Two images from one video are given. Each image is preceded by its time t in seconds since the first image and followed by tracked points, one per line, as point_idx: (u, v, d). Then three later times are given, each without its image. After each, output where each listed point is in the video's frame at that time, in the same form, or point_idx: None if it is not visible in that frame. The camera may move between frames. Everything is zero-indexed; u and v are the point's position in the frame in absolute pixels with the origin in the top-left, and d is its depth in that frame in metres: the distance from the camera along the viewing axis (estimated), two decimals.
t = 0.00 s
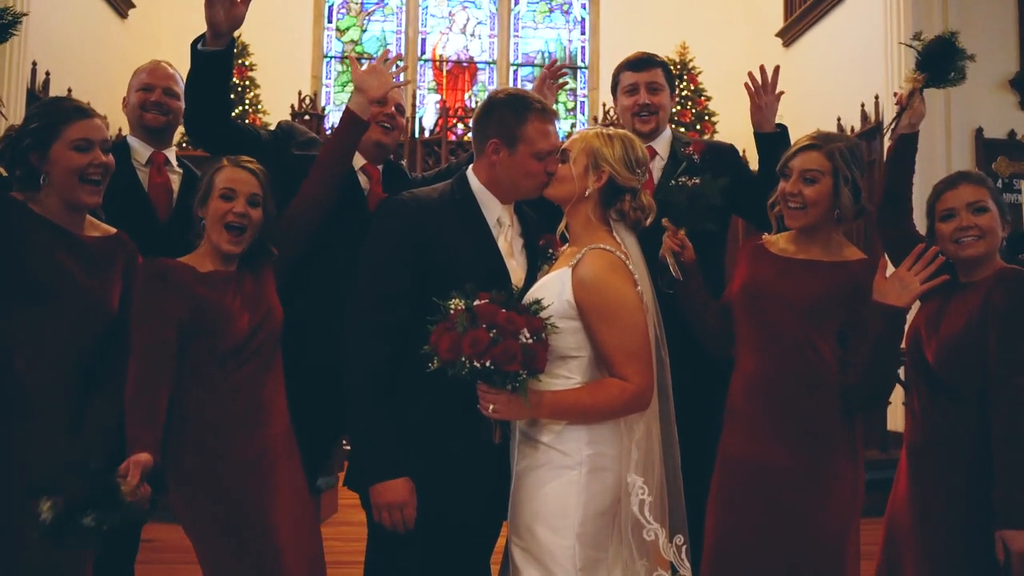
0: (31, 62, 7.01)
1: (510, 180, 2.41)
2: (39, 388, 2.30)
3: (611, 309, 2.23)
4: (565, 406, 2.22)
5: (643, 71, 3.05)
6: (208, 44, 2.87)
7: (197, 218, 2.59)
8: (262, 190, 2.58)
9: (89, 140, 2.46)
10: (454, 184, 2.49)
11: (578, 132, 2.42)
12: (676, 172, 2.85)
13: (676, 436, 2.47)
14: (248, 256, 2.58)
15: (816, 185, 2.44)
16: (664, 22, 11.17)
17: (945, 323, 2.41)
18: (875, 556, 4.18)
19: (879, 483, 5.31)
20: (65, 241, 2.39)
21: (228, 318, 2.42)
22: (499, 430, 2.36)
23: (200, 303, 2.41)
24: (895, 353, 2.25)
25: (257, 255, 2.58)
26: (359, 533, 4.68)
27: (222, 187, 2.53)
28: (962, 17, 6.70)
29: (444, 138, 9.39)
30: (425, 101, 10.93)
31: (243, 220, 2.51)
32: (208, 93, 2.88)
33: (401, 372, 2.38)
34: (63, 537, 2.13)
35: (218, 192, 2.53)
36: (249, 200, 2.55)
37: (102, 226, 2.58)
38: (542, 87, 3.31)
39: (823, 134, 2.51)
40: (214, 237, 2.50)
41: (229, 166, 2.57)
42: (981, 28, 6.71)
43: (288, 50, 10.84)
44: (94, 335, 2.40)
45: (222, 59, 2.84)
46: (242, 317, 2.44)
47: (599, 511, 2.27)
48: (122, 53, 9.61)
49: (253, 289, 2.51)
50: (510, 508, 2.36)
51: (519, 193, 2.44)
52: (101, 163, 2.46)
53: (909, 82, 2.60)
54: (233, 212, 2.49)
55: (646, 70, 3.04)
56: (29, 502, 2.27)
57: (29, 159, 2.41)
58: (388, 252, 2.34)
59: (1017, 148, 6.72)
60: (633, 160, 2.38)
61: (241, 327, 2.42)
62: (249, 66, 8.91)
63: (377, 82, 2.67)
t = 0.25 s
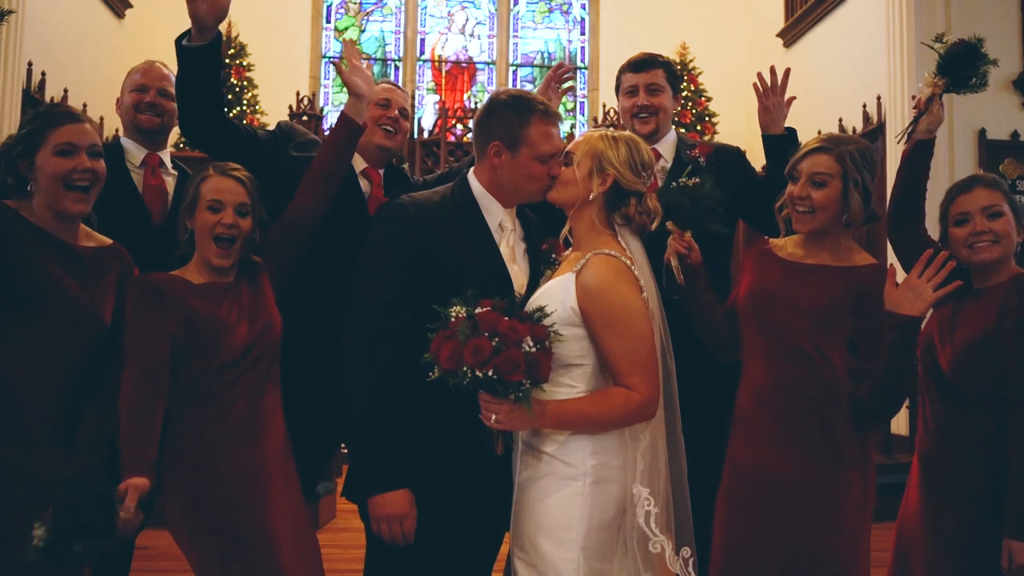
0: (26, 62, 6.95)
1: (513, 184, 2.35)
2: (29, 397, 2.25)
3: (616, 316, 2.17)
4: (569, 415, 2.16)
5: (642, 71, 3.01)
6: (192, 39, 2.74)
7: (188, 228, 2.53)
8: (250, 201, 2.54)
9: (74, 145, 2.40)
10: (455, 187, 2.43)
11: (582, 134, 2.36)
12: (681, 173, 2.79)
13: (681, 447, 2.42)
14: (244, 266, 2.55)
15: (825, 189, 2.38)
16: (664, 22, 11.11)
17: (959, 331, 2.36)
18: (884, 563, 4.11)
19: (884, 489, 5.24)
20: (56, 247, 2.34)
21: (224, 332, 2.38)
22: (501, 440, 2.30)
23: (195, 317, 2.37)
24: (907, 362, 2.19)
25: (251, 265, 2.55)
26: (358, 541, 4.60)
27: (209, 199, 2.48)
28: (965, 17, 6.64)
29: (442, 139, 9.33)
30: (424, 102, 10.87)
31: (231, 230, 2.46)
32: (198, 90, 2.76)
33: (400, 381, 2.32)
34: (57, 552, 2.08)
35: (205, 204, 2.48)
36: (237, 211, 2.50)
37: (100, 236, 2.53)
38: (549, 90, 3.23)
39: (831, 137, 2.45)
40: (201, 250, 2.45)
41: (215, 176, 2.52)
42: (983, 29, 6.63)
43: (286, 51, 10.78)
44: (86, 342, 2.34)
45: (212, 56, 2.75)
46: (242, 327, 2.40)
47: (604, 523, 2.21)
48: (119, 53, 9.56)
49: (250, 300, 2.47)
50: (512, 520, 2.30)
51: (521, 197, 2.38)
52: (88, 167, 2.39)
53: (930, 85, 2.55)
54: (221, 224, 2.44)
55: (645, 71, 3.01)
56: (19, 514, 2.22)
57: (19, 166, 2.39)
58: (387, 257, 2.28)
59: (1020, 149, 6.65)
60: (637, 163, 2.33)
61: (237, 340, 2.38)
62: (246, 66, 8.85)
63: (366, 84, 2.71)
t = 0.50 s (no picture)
0: (23, 61, 6.88)
1: (515, 187, 2.30)
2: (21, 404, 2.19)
3: (621, 322, 2.11)
4: (573, 424, 2.11)
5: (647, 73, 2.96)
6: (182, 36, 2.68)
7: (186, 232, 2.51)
8: (255, 206, 2.53)
9: (63, 149, 2.34)
10: (456, 190, 2.38)
11: (585, 136, 2.31)
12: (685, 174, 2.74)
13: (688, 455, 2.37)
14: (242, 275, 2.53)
15: (834, 192, 2.33)
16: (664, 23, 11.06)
17: (972, 338, 2.32)
18: (892, 568, 4.06)
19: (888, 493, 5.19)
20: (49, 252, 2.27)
21: (222, 343, 2.35)
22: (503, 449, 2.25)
23: (193, 328, 2.34)
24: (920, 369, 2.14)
25: (248, 276, 2.53)
26: (356, 546, 4.54)
27: (214, 203, 2.47)
28: (967, 18, 6.60)
29: (441, 140, 9.27)
30: (423, 103, 10.82)
31: (236, 235, 2.46)
32: (192, 91, 2.70)
33: (400, 388, 2.27)
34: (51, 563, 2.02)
35: (210, 208, 2.47)
36: (242, 215, 2.49)
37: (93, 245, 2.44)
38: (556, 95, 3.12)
39: (841, 139, 2.40)
40: (204, 254, 2.44)
41: (222, 180, 2.51)
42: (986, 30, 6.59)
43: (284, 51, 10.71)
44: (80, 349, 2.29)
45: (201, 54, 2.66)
46: (238, 337, 2.37)
47: (608, 534, 2.16)
48: (116, 53, 9.49)
49: (245, 313, 2.44)
50: (514, 531, 2.24)
51: (524, 200, 2.32)
52: (76, 172, 2.34)
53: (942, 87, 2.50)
54: (225, 229, 2.44)
55: (651, 72, 2.95)
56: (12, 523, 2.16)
57: (14, 174, 2.36)
58: (386, 262, 2.22)
59: None
60: (643, 166, 2.28)
61: (234, 350, 2.35)
62: (244, 66, 8.78)
63: (357, 84, 2.66)
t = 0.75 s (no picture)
0: (16, 60, 6.81)
1: (516, 188, 2.24)
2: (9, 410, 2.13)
3: (624, 327, 2.06)
4: (575, 431, 2.05)
5: (652, 71, 2.91)
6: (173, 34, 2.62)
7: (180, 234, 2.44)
8: (252, 207, 2.47)
9: (53, 151, 2.28)
10: (455, 191, 2.32)
11: (588, 135, 2.25)
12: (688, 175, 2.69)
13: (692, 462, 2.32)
14: (234, 276, 2.46)
15: (843, 195, 2.28)
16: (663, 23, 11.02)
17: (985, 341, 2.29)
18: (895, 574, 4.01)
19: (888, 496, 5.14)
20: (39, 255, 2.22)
21: (214, 347, 2.27)
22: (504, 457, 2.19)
23: (184, 333, 2.25)
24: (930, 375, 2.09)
25: (240, 276, 2.46)
26: (353, 552, 4.48)
27: (211, 203, 2.41)
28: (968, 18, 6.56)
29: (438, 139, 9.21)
30: (420, 102, 10.77)
31: (234, 235, 2.40)
32: (184, 89, 2.65)
33: (397, 394, 2.22)
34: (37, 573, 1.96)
35: (207, 207, 2.40)
36: (239, 216, 2.44)
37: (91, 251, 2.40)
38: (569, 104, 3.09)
39: (849, 141, 2.35)
40: (199, 255, 2.36)
41: (216, 179, 2.44)
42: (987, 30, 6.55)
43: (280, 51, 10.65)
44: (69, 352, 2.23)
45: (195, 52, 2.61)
46: (230, 343, 2.29)
47: (610, 543, 2.10)
48: (111, 53, 9.42)
49: (235, 315, 2.35)
50: (514, 540, 2.19)
51: (525, 201, 2.27)
52: (67, 174, 2.28)
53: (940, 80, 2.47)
54: (223, 229, 2.38)
55: (655, 70, 2.91)
56: None
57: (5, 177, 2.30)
58: (383, 265, 2.17)
59: None
60: (646, 167, 2.23)
61: (227, 355, 2.28)
62: (240, 65, 8.71)
63: (360, 82, 2.61)
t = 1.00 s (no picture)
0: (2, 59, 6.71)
1: (511, 188, 2.19)
2: None
3: (622, 331, 2.01)
4: (572, 437, 2.00)
5: (647, 69, 2.86)
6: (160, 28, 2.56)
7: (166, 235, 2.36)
8: (240, 208, 2.42)
9: (40, 155, 2.17)
10: (448, 191, 2.27)
11: (585, 134, 2.20)
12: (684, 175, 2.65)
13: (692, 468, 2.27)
14: (222, 277, 2.40)
15: (845, 196, 2.24)
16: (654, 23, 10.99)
17: (990, 344, 2.26)
18: None
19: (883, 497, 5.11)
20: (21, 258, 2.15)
21: (202, 353, 2.21)
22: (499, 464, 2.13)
23: (172, 337, 2.20)
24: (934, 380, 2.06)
25: (230, 276, 2.40)
26: (343, 557, 4.42)
27: (198, 204, 2.35)
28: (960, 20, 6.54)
29: (429, 140, 9.14)
30: (410, 102, 10.70)
31: (223, 237, 2.35)
32: (170, 85, 2.58)
33: (389, 399, 2.16)
34: None
35: (194, 208, 2.35)
36: (229, 217, 2.38)
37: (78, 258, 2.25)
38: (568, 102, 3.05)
39: (850, 140, 2.31)
40: (188, 257, 2.31)
41: (202, 179, 2.38)
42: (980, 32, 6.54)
43: (269, 50, 10.56)
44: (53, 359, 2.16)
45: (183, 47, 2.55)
46: (219, 347, 2.24)
47: (607, 552, 2.05)
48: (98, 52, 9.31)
49: (226, 318, 2.30)
50: (509, 549, 2.13)
51: (520, 202, 2.21)
52: (53, 178, 2.16)
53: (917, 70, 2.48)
54: (211, 230, 2.33)
55: (651, 68, 2.85)
56: None
57: None
58: (374, 267, 2.11)
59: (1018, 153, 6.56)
60: (645, 167, 2.17)
61: (216, 359, 2.22)
62: (229, 65, 8.62)
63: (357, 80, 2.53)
